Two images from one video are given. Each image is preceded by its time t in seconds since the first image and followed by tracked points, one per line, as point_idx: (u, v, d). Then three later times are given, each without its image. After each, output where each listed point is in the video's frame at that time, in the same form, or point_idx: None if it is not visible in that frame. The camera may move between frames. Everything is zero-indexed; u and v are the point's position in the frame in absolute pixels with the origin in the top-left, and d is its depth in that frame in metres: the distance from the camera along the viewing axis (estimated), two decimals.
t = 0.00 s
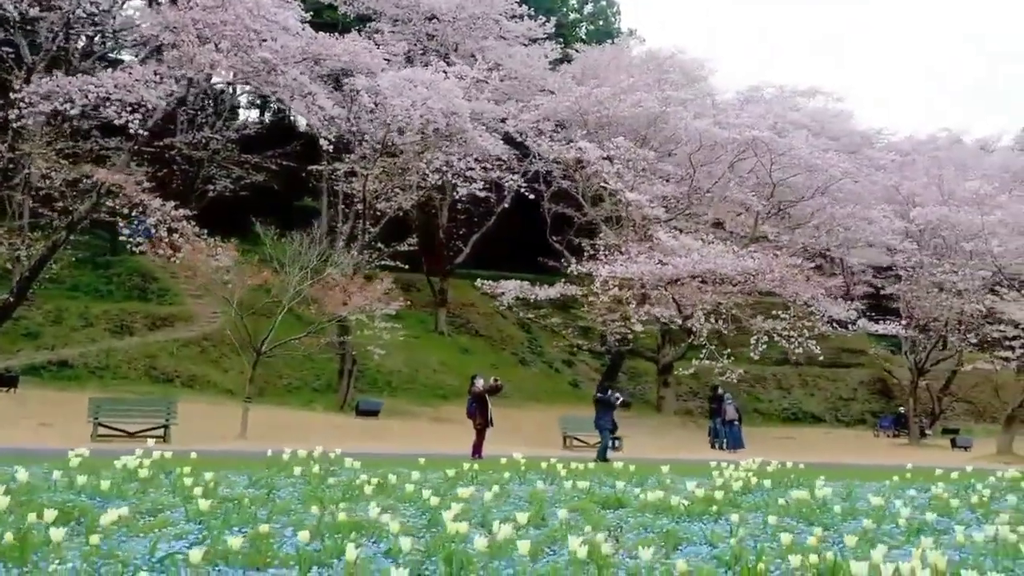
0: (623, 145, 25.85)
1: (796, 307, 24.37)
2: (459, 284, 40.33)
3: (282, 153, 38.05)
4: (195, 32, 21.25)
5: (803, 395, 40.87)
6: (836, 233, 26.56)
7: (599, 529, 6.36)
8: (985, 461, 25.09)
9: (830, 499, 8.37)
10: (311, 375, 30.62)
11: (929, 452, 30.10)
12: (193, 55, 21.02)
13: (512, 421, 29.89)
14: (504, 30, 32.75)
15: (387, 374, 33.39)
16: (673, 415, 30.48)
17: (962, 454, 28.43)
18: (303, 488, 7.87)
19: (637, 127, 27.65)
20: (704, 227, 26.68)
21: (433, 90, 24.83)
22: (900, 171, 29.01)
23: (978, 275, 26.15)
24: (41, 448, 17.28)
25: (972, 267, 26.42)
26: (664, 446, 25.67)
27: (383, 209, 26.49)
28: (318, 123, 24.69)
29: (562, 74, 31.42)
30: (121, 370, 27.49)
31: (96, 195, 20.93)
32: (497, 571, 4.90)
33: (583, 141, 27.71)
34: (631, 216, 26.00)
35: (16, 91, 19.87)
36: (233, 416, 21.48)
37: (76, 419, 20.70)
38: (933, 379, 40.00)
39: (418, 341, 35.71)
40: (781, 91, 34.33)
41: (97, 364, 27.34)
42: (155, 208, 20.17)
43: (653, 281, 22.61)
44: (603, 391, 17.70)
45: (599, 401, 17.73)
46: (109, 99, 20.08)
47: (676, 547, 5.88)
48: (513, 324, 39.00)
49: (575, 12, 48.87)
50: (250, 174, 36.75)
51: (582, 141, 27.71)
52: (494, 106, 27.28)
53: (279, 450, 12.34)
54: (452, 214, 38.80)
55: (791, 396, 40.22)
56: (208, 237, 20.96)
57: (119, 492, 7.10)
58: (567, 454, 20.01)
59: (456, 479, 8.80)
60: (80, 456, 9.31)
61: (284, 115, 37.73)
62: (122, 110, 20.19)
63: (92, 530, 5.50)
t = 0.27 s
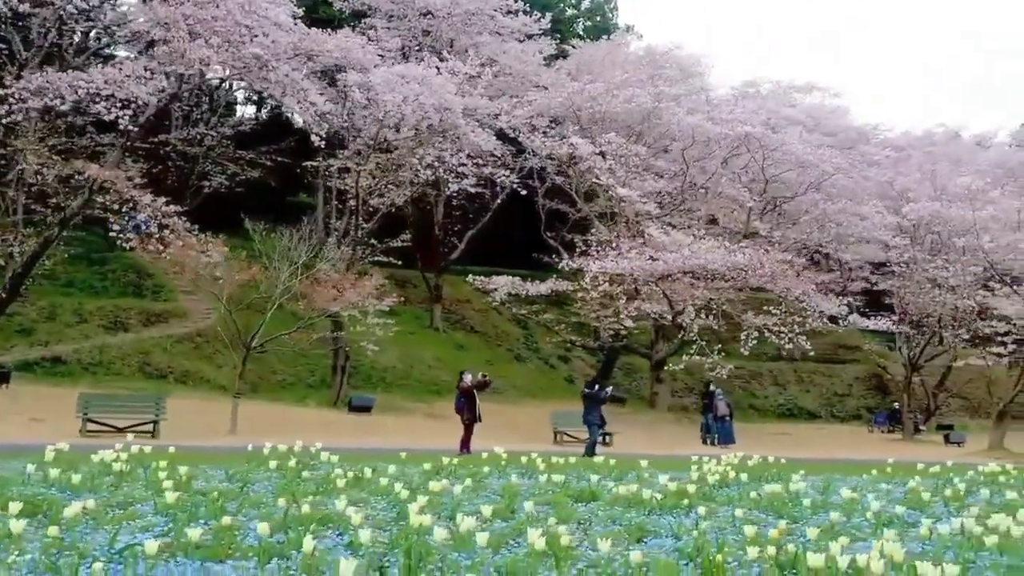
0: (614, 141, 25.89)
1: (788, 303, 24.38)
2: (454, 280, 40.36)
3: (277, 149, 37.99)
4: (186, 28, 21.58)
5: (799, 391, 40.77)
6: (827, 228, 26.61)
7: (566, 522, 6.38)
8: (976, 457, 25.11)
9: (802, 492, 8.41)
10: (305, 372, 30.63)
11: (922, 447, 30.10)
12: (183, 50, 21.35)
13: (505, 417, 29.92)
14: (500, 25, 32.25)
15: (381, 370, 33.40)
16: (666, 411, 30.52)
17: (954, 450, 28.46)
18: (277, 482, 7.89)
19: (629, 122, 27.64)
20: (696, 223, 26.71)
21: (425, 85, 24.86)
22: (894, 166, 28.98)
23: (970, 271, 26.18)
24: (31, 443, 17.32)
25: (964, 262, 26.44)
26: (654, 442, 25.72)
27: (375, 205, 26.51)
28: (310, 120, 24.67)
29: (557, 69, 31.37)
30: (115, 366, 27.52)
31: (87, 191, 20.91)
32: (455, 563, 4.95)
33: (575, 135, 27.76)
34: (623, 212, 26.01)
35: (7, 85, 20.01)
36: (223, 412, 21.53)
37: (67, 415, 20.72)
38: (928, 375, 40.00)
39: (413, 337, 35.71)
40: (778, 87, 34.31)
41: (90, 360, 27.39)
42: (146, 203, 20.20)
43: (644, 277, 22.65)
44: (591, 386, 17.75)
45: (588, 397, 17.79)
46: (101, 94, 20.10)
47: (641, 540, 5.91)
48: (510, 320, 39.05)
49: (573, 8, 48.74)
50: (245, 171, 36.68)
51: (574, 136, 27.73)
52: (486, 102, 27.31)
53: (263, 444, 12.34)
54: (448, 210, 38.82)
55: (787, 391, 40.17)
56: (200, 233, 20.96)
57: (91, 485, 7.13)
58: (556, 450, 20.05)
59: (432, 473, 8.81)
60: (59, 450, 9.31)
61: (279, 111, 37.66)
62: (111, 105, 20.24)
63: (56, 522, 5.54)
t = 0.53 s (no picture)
0: (606, 135, 25.92)
1: (779, 297, 24.43)
2: (449, 274, 40.40)
3: (272, 143, 37.97)
4: (175, 22, 21.45)
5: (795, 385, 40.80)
6: (820, 222, 26.66)
7: (531, 513, 6.43)
8: (968, 449, 25.17)
9: (775, 483, 8.46)
10: (300, 365, 30.70)
11: (916, 441, 30.13)
12: (172, 45, 21.29)
13: (499, 410, 29.97)
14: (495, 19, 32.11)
15: (376, 363, 33.43)
16: (659, 405, 30.57)
17: (947, 443, 28.52)
18: (251, 473, 7.94)
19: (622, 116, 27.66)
20: (688, 217, 26.75)
21: (416, 79, 24.88)
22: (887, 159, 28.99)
23: (962, 264, 26.22)
24: (21, 436, 17.39)
25: (955, 255, 26.48)
26: (647, 435, 25.79)
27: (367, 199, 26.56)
28: (301, 113, 24.70)
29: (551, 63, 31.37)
30: (108, 360, 27.58)
31: (78, 186, 20.96)
32: (413, 551, 5.01)
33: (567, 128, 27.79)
34: (615, 205, 26.05)
35: None
36: (214, 405, 21.60)
37: (58, 408, 20.79)
38: (923, 368, 40.03)
39: (408, 330, 35.75)
40: (775, 80, 34.33)
41: (84, 354, 27.47)
42: (136, 197, 20.24)
43: (635, 270, 22.72)
44: (579, 378, 17.81)
45: (576, 390, 17.85)
46: (89, 88, 20.12)
47: (604, 530, 5.96)
48: (505, 313, 39.09)
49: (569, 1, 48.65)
50: (240, 165, 36.67)
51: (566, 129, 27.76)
52: (478, 96, 27.34)
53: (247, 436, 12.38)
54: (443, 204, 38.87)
55: (783, 385, 40.18)
56: (190, 227, 21.01)
57: (64, 477, 7.18)
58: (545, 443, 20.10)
59: (409, 464, 8.85)
60: (39, 442, 9.36)
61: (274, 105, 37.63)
62: (100, 99, 20.25)
63: (23, 512, 5.60)
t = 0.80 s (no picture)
0: (598, 126, 25.94)
1: (770, 288, 24.47)
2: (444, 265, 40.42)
3: (267, 134, 37.97)
4: (166, 13, 21.64)
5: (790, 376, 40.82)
6: (811, 213, 26.73)
7: (499, 501, 6.48)
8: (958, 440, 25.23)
9: (749, 472, 8.49)
10: (293, 356, 30.73)
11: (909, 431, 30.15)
12: (162, 36, 21.33)
13: (491, 401, 30.02)
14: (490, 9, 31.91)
15: (370, 354, 33.48)
16: (652, 395, 30.65)
17: (938, 433, 28.62)
18: (227, 462, 7.99)
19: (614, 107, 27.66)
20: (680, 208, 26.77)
21: (408, 70, 24.87)
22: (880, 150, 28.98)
23: (953, 255, 26.26)
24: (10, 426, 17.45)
25: (947, 246, 26.50)
26: (638, 425, 25.84)
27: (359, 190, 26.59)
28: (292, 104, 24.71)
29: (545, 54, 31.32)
30: (102, 350, 27.64)
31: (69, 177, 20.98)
32: (373, 537, 5.06)
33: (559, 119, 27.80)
34: (607, 197, 26.08)
35: None
36: (205, 396, 21.66)
37: (49, 399, 20.86)
38: (918, 359, 40.06)
39: (402, 321, 35.78)
40: (771, 71, 34.35)
41: (77, 344, 27.55)
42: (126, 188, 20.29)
43: (625, 261, 22.77)
44: (567, 369, 17.85)
45: (563, 380, 17.88)
46: (79, 80, 20.18)
47: (569, 518, 6.01)
48: (500, 304, 39.11)
49: None
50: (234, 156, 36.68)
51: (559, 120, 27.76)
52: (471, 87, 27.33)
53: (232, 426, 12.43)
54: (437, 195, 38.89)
55: (778, 375, 40.20)
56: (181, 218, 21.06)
57: (38, 466, 7.24)
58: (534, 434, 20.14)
59: (387, 453, 8.89)
60: (20, 432, 9.40)
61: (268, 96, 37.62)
62: (90, 90, 20.31)
63: None
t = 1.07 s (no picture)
0: (589, 115, 25.95)
1: (761, 276, 24.50)
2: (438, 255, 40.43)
3: (260, 124, 37.92)
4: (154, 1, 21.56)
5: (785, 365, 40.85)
6: (802, 202, 26.78)
7: (467, 486, 6.52)
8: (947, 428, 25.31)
9: (724, 458, 8.53)
10: (286, 345, 30.76)
11: (901, 420, 30.19)
12: (151, 25, 21.29)
13: (484, 391, 30.08)
14: None
15: (364, 344, 33.51)
16: (645, 384, 30.73)
17: (929, 422, 28.70)
18: (203, 449, 8.01)
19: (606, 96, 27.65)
20: (672, 196, 26.79)
21: (399, 58, 24.86)
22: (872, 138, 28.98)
23: (943, 243, 26.31)
24: None
25: (937, 235, 26.53)
26: (629, 414, 25.90)
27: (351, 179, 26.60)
28: (283, 93, 24.70)
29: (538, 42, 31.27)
30: (94, 340, 27.67)
31: (60, 167, 20.99)
32: (334, 520, 5.10)
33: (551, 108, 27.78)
34: (598, 185, 26.11)
35: None
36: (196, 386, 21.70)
37: (40, 389, 20.90)
38: (911, 349, 40.11)
39: (396, 311, 35.80)
40: (766, 59, 34.30)
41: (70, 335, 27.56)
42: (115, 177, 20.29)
43: (616, 250, 22.81)
44: (555, 357, 17.90)
45: (551, 368, 17.92)
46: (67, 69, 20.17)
47: (534, 501, 6.05)
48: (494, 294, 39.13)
49: None
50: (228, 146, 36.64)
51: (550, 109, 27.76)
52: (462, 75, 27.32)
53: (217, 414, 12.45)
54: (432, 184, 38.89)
55: (772, 365, 40.23)
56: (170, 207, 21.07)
57: (13, 453, 7.27)
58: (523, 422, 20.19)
59: (365, 440, 8.92)
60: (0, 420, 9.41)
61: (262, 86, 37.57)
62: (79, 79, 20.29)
63: None
